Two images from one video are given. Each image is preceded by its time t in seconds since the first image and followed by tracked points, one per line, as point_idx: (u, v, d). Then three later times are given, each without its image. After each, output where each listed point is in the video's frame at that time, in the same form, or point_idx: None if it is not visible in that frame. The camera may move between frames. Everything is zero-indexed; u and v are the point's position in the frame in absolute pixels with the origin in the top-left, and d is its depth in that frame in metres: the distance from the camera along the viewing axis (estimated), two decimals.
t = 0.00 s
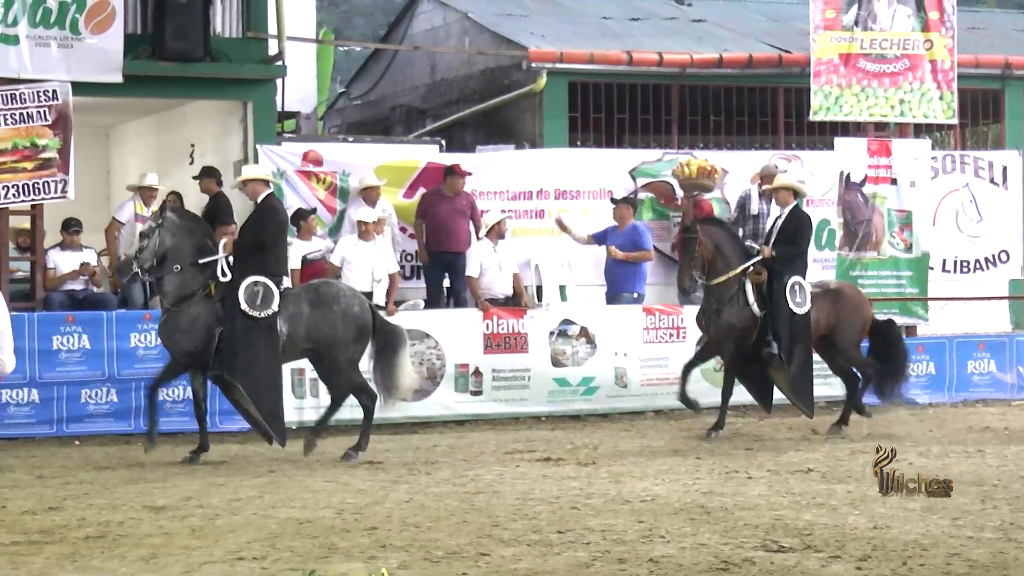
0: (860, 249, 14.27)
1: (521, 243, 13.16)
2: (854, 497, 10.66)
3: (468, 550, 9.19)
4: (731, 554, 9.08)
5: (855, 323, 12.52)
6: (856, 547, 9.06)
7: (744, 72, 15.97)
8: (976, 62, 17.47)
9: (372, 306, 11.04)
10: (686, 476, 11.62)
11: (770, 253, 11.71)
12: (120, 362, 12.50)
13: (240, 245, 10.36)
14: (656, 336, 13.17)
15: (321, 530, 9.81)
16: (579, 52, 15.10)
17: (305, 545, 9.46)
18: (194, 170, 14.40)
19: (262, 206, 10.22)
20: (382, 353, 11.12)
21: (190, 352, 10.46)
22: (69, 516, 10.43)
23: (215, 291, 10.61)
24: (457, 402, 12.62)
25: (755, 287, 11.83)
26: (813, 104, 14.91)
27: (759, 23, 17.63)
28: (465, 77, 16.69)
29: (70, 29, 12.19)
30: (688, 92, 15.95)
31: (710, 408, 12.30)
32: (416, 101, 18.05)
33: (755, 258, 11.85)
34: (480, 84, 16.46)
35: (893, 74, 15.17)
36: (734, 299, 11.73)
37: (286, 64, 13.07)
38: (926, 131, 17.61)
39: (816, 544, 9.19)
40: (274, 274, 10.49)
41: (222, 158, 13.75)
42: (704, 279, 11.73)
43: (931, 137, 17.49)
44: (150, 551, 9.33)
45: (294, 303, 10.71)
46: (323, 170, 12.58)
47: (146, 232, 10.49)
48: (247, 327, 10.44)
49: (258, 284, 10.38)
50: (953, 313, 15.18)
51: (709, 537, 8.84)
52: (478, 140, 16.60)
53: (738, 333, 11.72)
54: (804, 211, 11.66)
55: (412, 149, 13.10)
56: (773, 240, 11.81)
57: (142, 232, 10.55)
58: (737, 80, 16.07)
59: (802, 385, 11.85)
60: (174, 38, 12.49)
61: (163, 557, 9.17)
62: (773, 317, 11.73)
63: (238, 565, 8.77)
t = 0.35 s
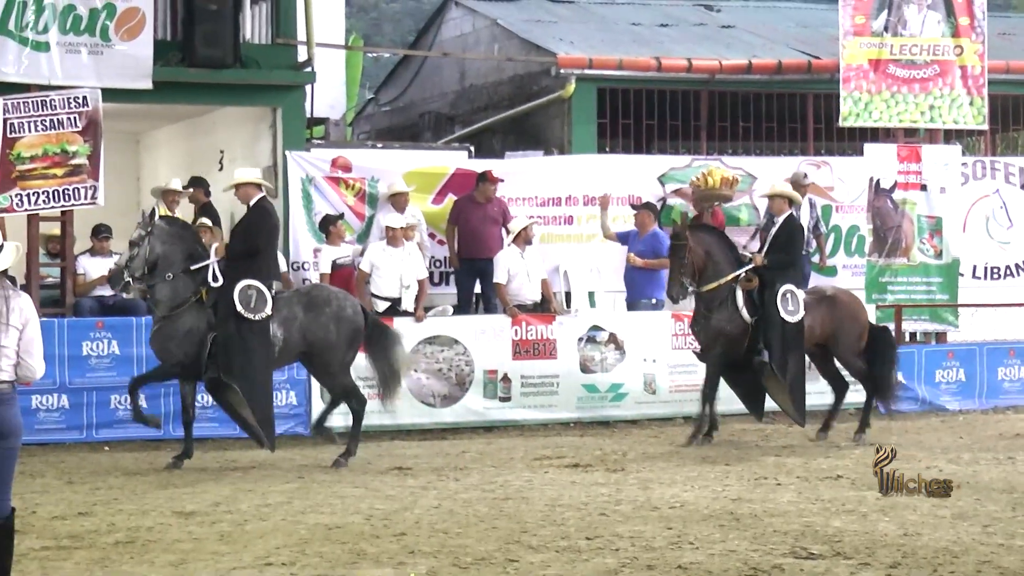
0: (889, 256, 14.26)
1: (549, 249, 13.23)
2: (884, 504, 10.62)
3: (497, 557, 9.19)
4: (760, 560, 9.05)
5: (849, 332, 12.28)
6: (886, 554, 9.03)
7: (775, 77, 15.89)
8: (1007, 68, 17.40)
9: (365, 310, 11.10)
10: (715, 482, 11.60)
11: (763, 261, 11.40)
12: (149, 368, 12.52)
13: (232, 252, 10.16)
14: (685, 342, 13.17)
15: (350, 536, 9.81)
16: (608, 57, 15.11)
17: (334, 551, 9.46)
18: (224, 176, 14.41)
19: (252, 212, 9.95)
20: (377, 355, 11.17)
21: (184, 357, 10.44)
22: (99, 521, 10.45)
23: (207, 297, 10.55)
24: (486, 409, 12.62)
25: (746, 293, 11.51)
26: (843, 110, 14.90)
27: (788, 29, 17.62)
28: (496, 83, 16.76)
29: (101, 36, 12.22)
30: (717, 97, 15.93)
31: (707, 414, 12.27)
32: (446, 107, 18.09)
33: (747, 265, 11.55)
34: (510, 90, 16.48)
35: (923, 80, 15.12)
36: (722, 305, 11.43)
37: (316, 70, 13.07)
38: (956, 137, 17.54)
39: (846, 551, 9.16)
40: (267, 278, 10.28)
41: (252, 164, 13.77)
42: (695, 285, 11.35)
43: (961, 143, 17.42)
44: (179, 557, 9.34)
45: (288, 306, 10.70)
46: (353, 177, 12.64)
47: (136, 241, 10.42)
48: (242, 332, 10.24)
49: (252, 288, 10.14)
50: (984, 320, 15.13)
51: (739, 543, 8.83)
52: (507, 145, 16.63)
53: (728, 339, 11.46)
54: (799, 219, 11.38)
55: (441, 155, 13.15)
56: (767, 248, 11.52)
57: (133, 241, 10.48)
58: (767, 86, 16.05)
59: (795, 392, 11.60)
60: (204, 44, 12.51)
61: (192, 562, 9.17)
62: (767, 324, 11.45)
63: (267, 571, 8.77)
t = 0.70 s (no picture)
0: (920, 261, 14.16)
1: (578, 255, 13.19)
2: (915, 510, 10.58)
3: (525, 563, 9.19)
4: (790, 567, 9.03)
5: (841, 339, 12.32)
6: (916, 562, 9.01)
7: (804, 84, 15.90)
8: None
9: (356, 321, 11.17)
10: (745, 489, 11.58)
11: (754, 267, 11.47)
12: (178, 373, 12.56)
13: (227, 257, 10.30)
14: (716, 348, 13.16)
15: (379, 542, 9.82)
16: (637, 64, 15.16)
17: (363, 557, 9.47)
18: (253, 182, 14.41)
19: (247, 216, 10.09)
20: (365, 362, 11.28)
21: (175, 363, 10.38)
22: (129, 527, 10.48)
23: (201, 301, 10.46)
24: (515, 415, 12.63)
25: (738, 303, 11.64)
26: (872, 116, 14.90)
27: (818, 35, 17.60)
28: (524, 90, 16.76)
29: (131, 43, 12.27)
30: (746, 104, 15.92)
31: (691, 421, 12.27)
32: (474, 113, 18.12)
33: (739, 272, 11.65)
34: (537, 96, 16.52)
35: (954, 86, 15.14)
36: (714, 314, 11.56)
37: (344, 77, 13.11)
38: (988, 143, 17.44)
39: (876, 558, 9.14)
40: (261, 285, 10.41)
41: (281, 170, 13.80)
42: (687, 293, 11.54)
43: (993, 149, 17.32)
44: (210, 562, 9.36)
45: (280, 315, 10.77)
46: (382, 183, 12.66)
47: (128, 243, 10.40)
48: (233, 338, 10.32)
49: (245, 295, 10.29)
50: (1014, 327, 15.08)
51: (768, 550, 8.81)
52: (536, 152, 16.67)
53: (719, 348, 11.56)
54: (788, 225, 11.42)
55: (470, 161, 13.17)
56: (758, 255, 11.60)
57: (125, 243, 10.45)
58: (796, 93, 16.03)
59: (784, 401, 11.63)
60: (233, 51, 12.54)
61: (222, 568, 9.19)
62: (755, 333, 11.51)
63: None
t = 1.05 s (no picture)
0: (950, 266, 14.28)
1: (608, 260, 13.28)
2: (946, 516, 10.53)
3: (555, 568, 9.18)
4: (821, 573, 9.00)
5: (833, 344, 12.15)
6: (947, 568, 8.98)
7: (834, 88, 15.85)
8: None
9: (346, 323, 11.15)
10: (774, 494, 11.55)
11: (747, 272, 11.27)
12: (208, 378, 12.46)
13: (216, 261, 10.10)
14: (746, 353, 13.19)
15: (409, 546, 9.82)
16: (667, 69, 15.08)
17: (393, 562, 9.47)
18: (283, 187, 14.44)
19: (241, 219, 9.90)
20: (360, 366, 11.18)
21: (168, 367, 10.36)
22: (160, 531, 10.49)
23: (192, 306, 10.44)
24: (545, 420, 12.66)
25: (731, 307, 11.54)
26: (902, 121, 14.93)
27: (849, 40, 17.58)
28: (554, 94, 16.82)
29: (161, 48, 12.32)
30: (776, 109, 15.93)
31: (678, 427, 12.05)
32: (504, 118, 18.26)
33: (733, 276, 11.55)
34: (568, 101, 16.56)
35: (984, 91, 15.08)
36: (709, 317, 11.48)
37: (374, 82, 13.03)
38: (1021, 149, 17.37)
39: (907, 564, 9.10)
40: (252, 289, 10.22)
41: (312, 175, 13.83)
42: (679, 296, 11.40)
43: None
44: (239, 567, 9.36)
45: (270, 318, 10.71)
46: (412, 188, 12.80)
47: (121, 248, 10.31)
48: (223, 342, 10.23)
49: (234, 299, 10.14)
50: None
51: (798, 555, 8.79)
52: (566, 157, 16.69)
53: (712, 354, 11.46)
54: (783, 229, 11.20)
55: (500, 167, 13.28)
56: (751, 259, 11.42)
57: (118, 248, 10.37)
58: (827, 97, 16.02)
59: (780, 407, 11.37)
60: (263, 55, 12.54)
61: (252, 572, 9.20)
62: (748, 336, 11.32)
63: None
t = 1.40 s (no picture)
0: (987, 268, 14.07)
1: (643, 261, 13.35)
2: (982, 519, 10.48)
3: (591, 570, 9.18)
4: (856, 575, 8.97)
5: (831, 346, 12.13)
6: (984, 571, 8.94)
7: (870, 90, 15.84)
8: None
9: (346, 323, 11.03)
10: (810, 496, 11.52)
11: (744, 274, 11.07)
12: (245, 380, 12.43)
13: (214, 264, 10.03)
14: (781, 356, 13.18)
15: (444, 548, 9.82)
16: (702, 70, 15.12)
17: (428, 563, 9.48)
18: (318, 188, 14.47)
19: (239, 224, 9.87)
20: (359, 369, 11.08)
21: (166, 370, 10.45)
22: (196, 532, 10.51)
23: (191, 309, 10.50)
24: (580, 421, 12.68)
25: (730, 307, 11.43)
26: (938, 122, 14.87)
27: (885, 41, 17.56)
28: (588, 95, 16.87)
29: (197, 50, 12.36)
30: (812, 111, 15.92)
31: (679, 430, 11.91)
32: (539, 119, 18.22)
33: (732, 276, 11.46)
34: (602, 102, 16.58)
35: (1021, 92, 15.01)
36: (707, 319, 11.36)
37: (408, 84, 13.11)
38: None
39: (943, 567, 9.07)
40: (250, 291, 10.16)
41: (347, 176, 13.87)
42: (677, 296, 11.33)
43: None
44: (275, 568, 9.38)
45: (269, 320, 10.67)
46: (446, 190, 12.86)
47: (118, 251, 10.25)
48: (221, 345, 10.12)
49: (233, 301, 10.05)
50: None
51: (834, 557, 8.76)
52: (601, 159, 16.70)
53: (710, 356, 11.36)
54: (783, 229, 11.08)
55: (535, 168, 13.31)
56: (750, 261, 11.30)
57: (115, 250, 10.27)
58: (863, 98, 16.00)
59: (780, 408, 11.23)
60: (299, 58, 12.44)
61: (288, 574, 9.21)
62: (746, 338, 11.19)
63: None
